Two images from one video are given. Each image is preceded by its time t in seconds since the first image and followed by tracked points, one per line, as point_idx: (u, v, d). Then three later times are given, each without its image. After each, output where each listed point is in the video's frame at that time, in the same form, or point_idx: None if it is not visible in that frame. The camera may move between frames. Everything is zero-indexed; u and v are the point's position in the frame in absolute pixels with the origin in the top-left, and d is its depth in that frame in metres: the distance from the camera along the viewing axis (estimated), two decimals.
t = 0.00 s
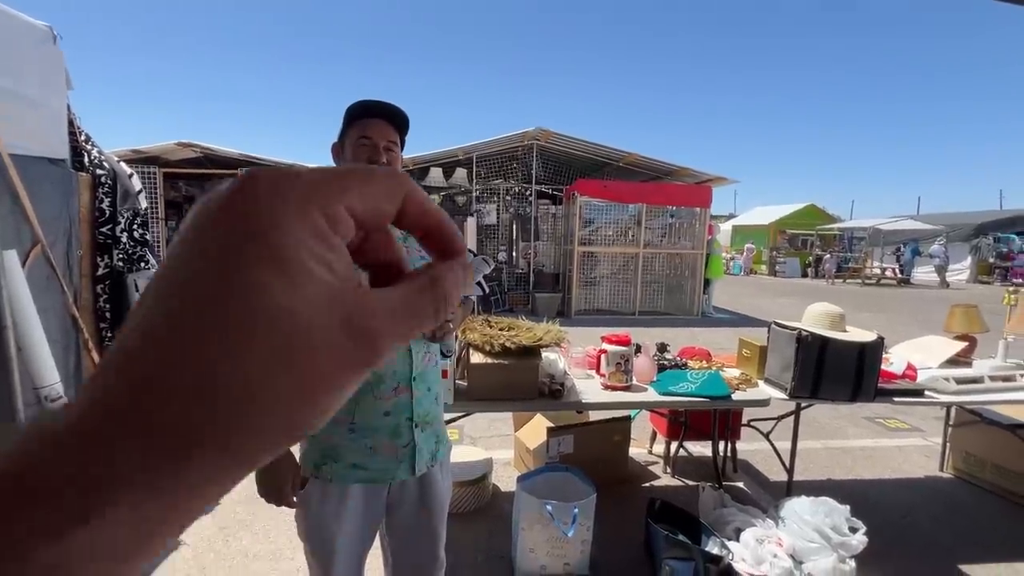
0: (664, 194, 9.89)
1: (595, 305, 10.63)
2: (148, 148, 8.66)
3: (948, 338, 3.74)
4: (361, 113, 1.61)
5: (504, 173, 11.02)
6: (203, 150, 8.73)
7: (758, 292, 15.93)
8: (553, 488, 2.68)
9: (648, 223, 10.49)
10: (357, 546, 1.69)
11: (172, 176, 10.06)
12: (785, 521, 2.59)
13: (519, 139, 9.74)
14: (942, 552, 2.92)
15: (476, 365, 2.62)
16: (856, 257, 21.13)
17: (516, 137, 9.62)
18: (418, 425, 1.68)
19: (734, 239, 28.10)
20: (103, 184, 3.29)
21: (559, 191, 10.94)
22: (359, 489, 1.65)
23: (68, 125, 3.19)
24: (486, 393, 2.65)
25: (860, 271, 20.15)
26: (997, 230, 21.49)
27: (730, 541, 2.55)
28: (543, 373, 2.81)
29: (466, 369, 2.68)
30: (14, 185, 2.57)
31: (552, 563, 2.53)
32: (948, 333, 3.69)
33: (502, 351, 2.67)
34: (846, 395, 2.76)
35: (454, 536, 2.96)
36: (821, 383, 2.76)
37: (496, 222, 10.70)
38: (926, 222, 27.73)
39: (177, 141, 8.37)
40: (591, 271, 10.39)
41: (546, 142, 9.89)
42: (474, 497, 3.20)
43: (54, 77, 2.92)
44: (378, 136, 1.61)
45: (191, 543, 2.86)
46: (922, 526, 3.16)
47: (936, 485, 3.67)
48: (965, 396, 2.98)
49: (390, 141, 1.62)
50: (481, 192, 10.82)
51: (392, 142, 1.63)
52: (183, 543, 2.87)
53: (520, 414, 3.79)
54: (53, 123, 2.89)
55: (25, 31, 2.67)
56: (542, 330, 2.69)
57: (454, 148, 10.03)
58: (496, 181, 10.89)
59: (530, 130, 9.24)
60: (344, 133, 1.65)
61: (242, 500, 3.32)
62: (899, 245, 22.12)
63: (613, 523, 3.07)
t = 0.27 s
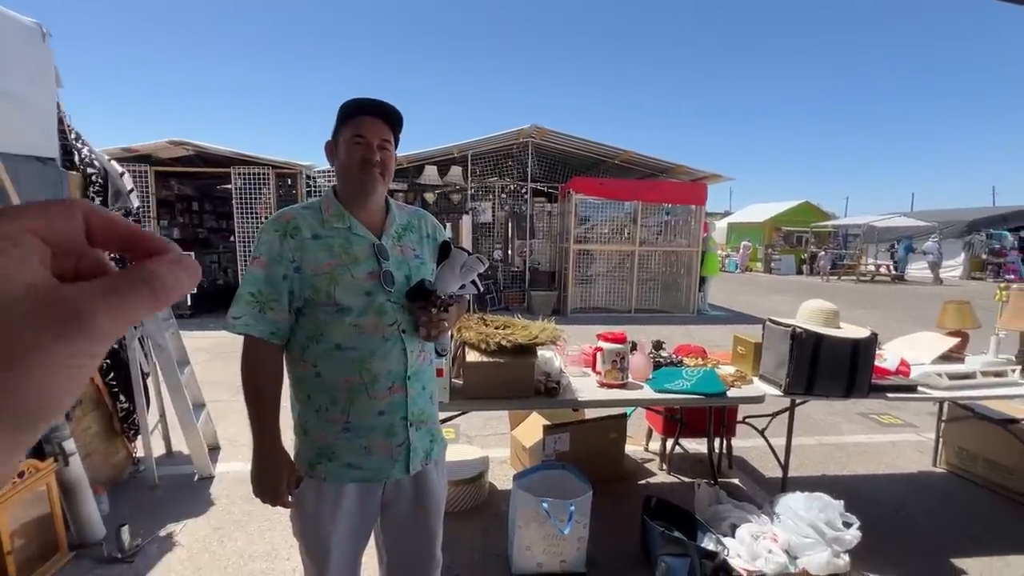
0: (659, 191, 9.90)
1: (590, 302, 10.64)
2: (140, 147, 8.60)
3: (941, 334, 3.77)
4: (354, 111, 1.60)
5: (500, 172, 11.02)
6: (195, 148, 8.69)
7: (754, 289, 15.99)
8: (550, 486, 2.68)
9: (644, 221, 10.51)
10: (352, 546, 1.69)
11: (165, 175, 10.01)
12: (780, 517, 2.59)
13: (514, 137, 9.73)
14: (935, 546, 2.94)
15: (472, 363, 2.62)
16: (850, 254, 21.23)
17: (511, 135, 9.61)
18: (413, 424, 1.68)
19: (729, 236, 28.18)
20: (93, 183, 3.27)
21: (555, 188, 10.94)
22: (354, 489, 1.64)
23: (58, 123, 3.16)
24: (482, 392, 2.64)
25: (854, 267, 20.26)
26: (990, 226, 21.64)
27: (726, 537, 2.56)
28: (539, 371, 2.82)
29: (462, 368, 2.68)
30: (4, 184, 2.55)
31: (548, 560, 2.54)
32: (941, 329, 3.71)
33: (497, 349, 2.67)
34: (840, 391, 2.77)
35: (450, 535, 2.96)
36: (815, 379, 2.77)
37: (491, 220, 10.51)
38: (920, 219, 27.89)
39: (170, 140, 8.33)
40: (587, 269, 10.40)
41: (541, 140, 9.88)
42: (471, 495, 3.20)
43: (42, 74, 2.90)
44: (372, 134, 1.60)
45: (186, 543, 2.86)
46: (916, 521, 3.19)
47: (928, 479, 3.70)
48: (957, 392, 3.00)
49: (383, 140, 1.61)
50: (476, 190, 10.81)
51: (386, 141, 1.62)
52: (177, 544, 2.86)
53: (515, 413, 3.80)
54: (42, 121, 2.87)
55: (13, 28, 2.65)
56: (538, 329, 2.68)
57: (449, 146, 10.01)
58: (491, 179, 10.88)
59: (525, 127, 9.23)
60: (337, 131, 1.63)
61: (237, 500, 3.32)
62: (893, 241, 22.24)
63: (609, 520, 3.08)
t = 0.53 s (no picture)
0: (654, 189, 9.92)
1: (586, 301, 10.65)
2: (132, 146, 8.54)
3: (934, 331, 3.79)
4: (348, 111, 1.59)
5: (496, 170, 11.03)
6: (188, 147, 8.63)
7: (748, 286, 16.06)
8: (547, 484, 2.68)
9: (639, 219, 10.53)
10: (348, 546, 1.69)
11: (157, 174, 9.94)
12: (775, 514, 2.61)
13: (509, 135, 9.72)
14: (928, 541, 2.96)
15: (468, 363, 2.62)
16: (844, 251, 21.36)
17: (506, 133, 9.60)
18: (408, 424, 1.68)
19: (723, 234, 28.27)
20: (84, 183, 3.24)
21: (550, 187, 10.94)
22: (349, 490, 1.64)
23: (48, 123, 3.13)
24: (478, 391, 2.64)
25: (847, 265, 20.39)
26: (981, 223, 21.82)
27: (722, 534, 2.57)
28: (535, 370, 2.82)
29: (457, 367, 2.68)
30: None
31: (545, 558, 2.54)
32: (934, 326, 3.74)
33: (493, 348, 2.66)
34: (834, 388, 2.79)
35: (447, 534, 2.96)
36: (809, 377, 2.78)
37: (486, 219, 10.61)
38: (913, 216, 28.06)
39: (162, 138, 8.27)
40: (582, 268, 10.41)
41: (536, 139, 9.88)
42: (467, 494, 3.20)
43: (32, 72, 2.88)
44: (366, 134, 1.59)
45: (180, 545, 2.84)
46: (909, 516, 3.21)
47: (922, 475, 3.73)
48: (950, 388, 3.03)
49: (378, 140, 1.60)
50: (471, 189, 10.80)
51: (380, 141, 1.61)
52: (172, 546, 2.85)
53: (511, 412, 3.80)
54: (31, 120, 2.84)
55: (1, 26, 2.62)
56: (534, 328, 2.68)
57: (444, 145, 9.99)
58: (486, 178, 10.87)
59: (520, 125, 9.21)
60: (331, 130, 1.62)
61: (232, 502, 3.30)
62: (886, 239, 22.38)
63: (605, 518, 3.09)
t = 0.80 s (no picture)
0: (649, 188, 9.94)
1: (582, 299, 10.66)
2: (124, 145, 8.49)
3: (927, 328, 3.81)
4: (340, 109, 1.58)
5: (490, 169, 11.20)
6: (181, 147, 8.59)
7: (744, 284, 16.11)
8: (542, 483, 2.69)
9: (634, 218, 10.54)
10: (342, 545, 1.69)
11: (150, 175, 9.88)
12: (769, 510, 2.62)
13: (504, 135, 9.72)
14: (920, 536, 2.99)
15: (462, 362, 2.62)
16: (838, 249, 21.45)
17: (501, 133, 9.60)
18: (402, 423, 1.68)
19: (719, 233, 28.35)
20: (76, 183, 3.22)
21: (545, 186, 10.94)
22: (343, 489, 1.64)
23: (38, 122, 3.11)
24: (473, 390, 2.64)
25: (842, 263, 20.49)
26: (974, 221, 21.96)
27: (716, 531, 2.59)
28: (529, 369, 2.82)
29: (452, 366, 2.67)
30: None
31: (540, 556, 2.55)
32: (926, 323, 3.76)
33: (487, 347, 2.66)
34: (827, 385, 2.80)
35: (443, 533, 2.96)
36: (802, 374, 2.80)
37: (482, 218, 10.77)
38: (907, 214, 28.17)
39: (155, 138, 8.22)
40: (578, 267, 10.41)
41: (531, 138, 9.88)
42: (463, 493, 3.20)
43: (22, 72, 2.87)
44: (359, 132, 1.59)
45: (175, 546, 2.83)
46: (902, 512, 3.23)
47: (915, 471, 3.75)
48: (941, 384, 3.05)
49: (370, 138, 1.60)
50: (466, 188, 10.79)
51: (373, 139, 1.61)
52: (166, 547, 2.84)
53: (507, 410, 3.80)
54: (21, 119, 2.82)
55: None
56: (528, 326, 2.68)
57: (439, 144, 9.98)
58: (481, 177, 10.87)
59: (515, 124, 9.20)
60: (324, 129, 1.61)
61: (227, 502, 3.29)
62: (880, 237, 22.51)
63: (601, 516, 3.10)
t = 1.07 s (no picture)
0: (646, 187, 9.96)
1: (579, 299, 10.68)
2: (120, 146, 8.46)
3: (921, 326, 3.84)
4: (339, 110, 1.59)
5: (488, 169, 11.01)
6: (177, 148, 8.56)
7: (741, 283, 16.17)
8: (540, 482, 2.70)
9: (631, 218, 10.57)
10: (342, 545, 1.69)
11: (146, 175, 9.85)
12: (766, 507, 2.63)
13: (501, 135, 9.72)
14: (915, 532, 3.01)
15: (460, 362, 2.62)
16: (833, 248, 21.55)
17: (498, 133, 9.60)
18: (402, 423, 1.69)
19: (715, 232, 28.44)
20: (72, 183, 3.21)
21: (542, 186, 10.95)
22: (343, 489, 1.64)
23: (33, 122, 3.10)
24: (471, 390, 2.65)
25: (837, 262, 20.57)
26: (968, 220, 22.08)
27: (714, 529, 2.59)
28: (527, 369, 2.83)
29: (450, 366, 2.68)
30: None
31: (539, 555, 2.56)
32: (921, 321, 3.79)
33: (485, 347, 2.67)
34: (823, 383, 2.82)
35: (441, 533, 2.97)
36: (798, 372, 2.81)
37: (479, 218, 10.65)
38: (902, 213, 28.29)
39: (150, 138, 8.19)
40: (575, 266, 10.43)
41: (527, 138, 9.89)
42: (461, 493, 3.21)
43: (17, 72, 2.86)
44: (358, 133, 1.59)
45: (173, 548, 2.83)
46: (897, 508, 3.26)
47: (910, 468, 3.78)
48: (936, 382, 3.08)
49: (369, 139, 1.60)
50: (463, 188, 10.80)
51: (371, 140, 1.62)
52: (164, 548, 2.84)
53: (505, 410, 3.80)
54: (16, 120, 2.81)
55: None
56: (526, 326, 2.69)
57: (436, 145, 9.98)
58: (478, 177, 10.87)
59: (512, 124, 9.21)
60: (322, 129, 1.62)
61: (225, 503, 3.29)
62: (875, 236, 22.60)
63: (598, 515, 3.11)
